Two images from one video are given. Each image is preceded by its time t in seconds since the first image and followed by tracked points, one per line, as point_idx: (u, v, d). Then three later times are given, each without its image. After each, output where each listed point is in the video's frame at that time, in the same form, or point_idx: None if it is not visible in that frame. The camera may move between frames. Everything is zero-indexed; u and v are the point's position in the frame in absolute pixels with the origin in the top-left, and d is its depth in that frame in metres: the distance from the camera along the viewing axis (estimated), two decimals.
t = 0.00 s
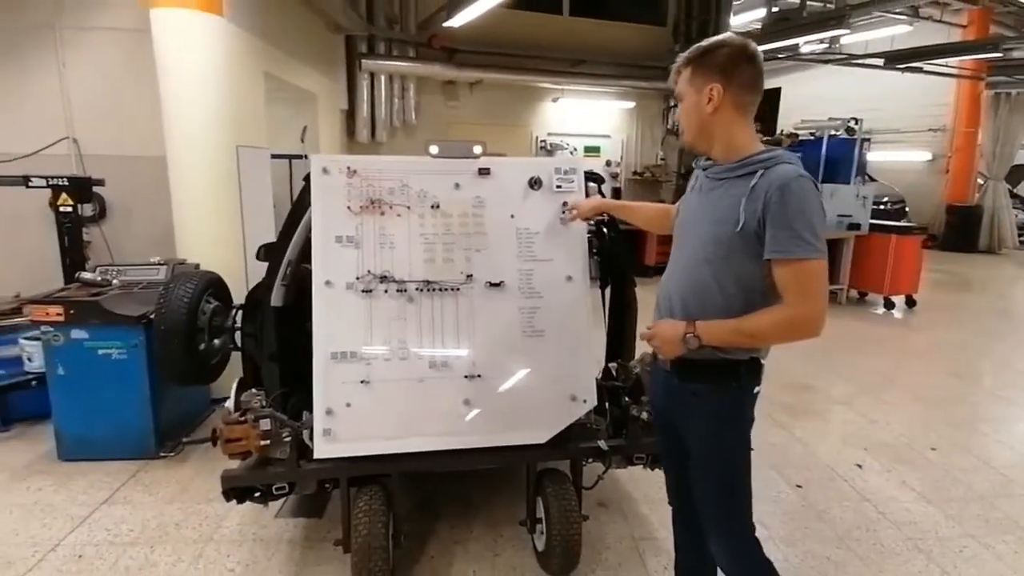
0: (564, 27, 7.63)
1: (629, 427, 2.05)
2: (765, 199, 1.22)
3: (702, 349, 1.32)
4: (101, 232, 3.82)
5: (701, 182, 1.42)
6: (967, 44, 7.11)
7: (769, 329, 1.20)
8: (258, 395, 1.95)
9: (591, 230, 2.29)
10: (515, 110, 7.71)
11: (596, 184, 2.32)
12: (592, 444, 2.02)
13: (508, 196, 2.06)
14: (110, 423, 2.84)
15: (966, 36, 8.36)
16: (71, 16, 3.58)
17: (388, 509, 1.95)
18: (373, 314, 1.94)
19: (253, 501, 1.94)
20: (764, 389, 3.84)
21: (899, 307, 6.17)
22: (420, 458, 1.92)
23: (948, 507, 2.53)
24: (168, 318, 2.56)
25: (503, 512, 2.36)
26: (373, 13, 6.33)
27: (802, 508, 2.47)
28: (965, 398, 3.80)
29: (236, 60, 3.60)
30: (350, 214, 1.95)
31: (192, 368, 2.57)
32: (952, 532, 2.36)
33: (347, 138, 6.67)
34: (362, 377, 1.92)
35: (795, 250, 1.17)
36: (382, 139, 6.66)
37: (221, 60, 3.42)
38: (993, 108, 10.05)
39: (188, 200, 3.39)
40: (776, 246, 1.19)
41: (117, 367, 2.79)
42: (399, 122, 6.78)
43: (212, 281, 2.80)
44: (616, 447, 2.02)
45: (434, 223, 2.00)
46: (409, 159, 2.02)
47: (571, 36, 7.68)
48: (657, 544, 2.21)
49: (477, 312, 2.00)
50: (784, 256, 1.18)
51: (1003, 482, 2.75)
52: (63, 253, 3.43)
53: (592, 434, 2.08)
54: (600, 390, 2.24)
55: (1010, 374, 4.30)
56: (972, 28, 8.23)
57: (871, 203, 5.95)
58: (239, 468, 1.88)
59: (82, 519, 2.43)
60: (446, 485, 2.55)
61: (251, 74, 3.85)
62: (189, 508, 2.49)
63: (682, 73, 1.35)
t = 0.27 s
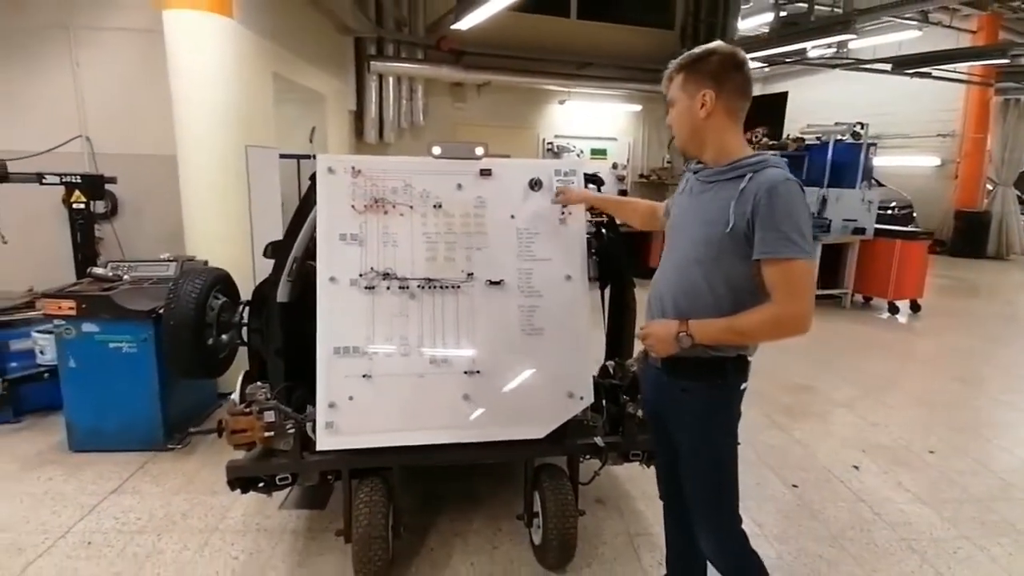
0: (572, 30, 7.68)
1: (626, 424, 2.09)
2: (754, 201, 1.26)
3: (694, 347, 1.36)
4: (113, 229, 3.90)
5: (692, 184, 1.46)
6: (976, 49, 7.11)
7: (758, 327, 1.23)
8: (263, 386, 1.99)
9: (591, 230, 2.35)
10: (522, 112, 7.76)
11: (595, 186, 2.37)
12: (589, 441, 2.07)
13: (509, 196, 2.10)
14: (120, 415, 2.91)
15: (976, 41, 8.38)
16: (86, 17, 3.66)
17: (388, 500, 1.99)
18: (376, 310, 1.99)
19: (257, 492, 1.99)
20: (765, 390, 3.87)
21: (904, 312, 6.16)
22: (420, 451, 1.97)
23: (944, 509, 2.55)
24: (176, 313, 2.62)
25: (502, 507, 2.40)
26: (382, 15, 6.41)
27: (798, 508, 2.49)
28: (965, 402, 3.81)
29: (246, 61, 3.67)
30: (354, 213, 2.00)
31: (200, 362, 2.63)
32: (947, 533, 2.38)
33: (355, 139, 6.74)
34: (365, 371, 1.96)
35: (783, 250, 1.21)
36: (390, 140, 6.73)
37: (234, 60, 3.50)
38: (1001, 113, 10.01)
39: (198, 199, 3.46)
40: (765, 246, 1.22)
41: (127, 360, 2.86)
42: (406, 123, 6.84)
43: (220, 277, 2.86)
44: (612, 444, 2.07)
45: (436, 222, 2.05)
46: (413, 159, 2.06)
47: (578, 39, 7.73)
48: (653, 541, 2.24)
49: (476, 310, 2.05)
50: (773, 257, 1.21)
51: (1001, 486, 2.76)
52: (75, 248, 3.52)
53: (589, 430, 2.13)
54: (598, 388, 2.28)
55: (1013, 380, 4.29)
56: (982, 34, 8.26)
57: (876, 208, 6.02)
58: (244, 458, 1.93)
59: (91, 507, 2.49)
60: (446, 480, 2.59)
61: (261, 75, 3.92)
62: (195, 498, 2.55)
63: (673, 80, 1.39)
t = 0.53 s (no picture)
0: (577, 32, 7.73)
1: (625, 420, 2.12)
2: (747, 200, 1.30)
3: (689, 341, 1.39)
4: (125, 230, 3.99)
5: (683, 183, 1.50)
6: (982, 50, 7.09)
7: (753, 321, 1.27)
8: (270, 380, 2.05)
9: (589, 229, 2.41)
10: (527, 114, 7.81)
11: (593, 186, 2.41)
12: (588, 436, 2.11)
13: (509, 196, 2.15)
14: (132, 411, 2.99)
15: (983, 41, 8.34)
16: (99, 23, 3.75)
17: (391, 493, 2.03)
18: (379, 307, 2.05)
19: (265, 483, 2.05)
20: (766, 389, 3.90)
21: (909, 312, 6.15)
22: (422, 444, 2.02)
23: (942, 505, 2.57)
24: (186, 311, 2.69)
25: (503, 500, 2.45)
26: (389, 18, 6.48)
27: (796, 504, 2.52)
28: (968, 401, 3.81)
29: (255, 66, 3.75)
30: (358, 212, 2.06)
31: (209, 358, 2.70)
32: (944, 529, 2.40)
33: (362, 140, 6.82)
34: (368, 366, 2.02)
35: (776, 247, 1.25)
36: (396, 141, 6.80)
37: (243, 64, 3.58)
38: (1010, 113, 9.96)
39: (208, 201, 3.54)
40: (759, 244, 1.26)
41: (139, 357, 2.93)
42: (412, 125, 6.91)
43: (228, 277, 2.93)
44: (611, 438, 2.10)
45: (437, 221, 2.10)
46: (415, 160, 2.12)
47: (583, 40, 7.77)
48: (651, 534, 2.27)
49: (477, 307, 2.10)
50: (766, 254, 1.26)
51: (1000, 484, 2.78)
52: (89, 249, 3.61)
53: (587, 425, 2.17)
54: (598, 384, 2.33)
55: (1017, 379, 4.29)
56: (988, 34, 8.23)
57: (881, 208, 6.06)
58: (252, 451, 1.99)
59: (104, 499, 2.56)
60: (448, 475, 2.64)
61: (269, 78, 3.99)
62: (205, 491, 2.61)
63: (666, 83, 1.41)
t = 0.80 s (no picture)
0: (583, 34, 7.78)
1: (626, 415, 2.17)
2: (743, 200, 1.33)
3: (688, 337, 1.43)
4: (138, 232, 4.08)
5: (679, 183, 1.53)
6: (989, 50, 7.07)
7: (751, 317, 1.31)
8: (279, 375, 2.11)
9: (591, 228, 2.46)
10: (534, 116, 7.86)
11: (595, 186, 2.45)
12: (590, 431, 2.15)
13: (512, 196, 2.20)
14: (146, 407, 3.07)
15: (991, 42, 8.32)
16: (113, 30, 3.84)
17: (397, 486, 2.08)
18: (385, 304, 2.10)
19: (275, 476, 2.10)
20: (770, 388, 3.92)
21: (916, 312, 6.14)
22: (427, 438, 2.07)
23: (943, 502, 2.59)
24: (198, 310, 2.76)
25: (507, 495, 2.49)
26: (396, 23, 6.55)
27: (797, 500, 2.54)
28: (972, 401, 3.81)
29: (265, 70, 3.82)
30: (365, 212, 2.12)
31: (220, 356, 2.76)
32: (944, 525, 2.42)
33: (370, 143, 6.89)
34: (375, 362, 2.07)
35: (772, 245, 1.29)
36: (403, 144, 6.87)
37: (253, 69, 3.66)
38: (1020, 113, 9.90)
39: (219, 202, 3.62)
40: (755, 241, 1.30)
41: (152, 355, 3.01)
42: (419, 127, 6.98)
43: (239, 276, 3.00)
44: (611, 434, 2.15)
45: (442, 221, 2.16)
46: (420, 162, 2.17)
47: (589, 43, 7.82)
48: (652, 529, 2.31)
49: (481, 304, 2.15)
50: (763, 252, 1.30)
51: (1002, 481, 2.79)
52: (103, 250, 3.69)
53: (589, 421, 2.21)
54: (600, 380, 2.37)
55: None
56: (995, 35, 8.20)
57: (888, 208, 6.09)
58: (262, 444, 2.05)
59: (119, 493, 2.63)
60: (454, 470, 2.69)
61: (279, 83, 4.07)
62: (216, 486, 2.68)
63: (661, 87, 1.45)
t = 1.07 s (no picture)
0: (582, 31, 7.81)
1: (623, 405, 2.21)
2: (729, 192, 1.38)
3: (679, 325, 1.48)
4: (142, 231, 4.13)
5: (669, 177, 1.58)
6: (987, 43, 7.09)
7: (738, 305, 1.36)
8: (283, 368, 2.17)
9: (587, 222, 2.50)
10: (533, 113, 7.89)
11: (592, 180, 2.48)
12: (588, 420, 2.20)
13: (510, 191, 2.24)
14: (153, 402, 3.12)
15: (990, 35, 8.34)
16: (116, 30, 3.89)
17: (400, 476, 2.13)
18: (386, 298, 2.14)
19: (280, 467, 2.15)
20: (768, 380, 3.96)
21: (915, 305, 6.17)
22: (429, 428, 2.12)
23: (936, 488, 2.62)
24: (203, 306, 2.81)
25: (508, 484, 2.54)
26: (395, 21, 6.58)
27: (793, 488, 2.58)
28: (969, 391, 3.85)
29: (266, 69, 3.86)
30: (365, 209, 2.16)
31: (224, 350, 2.81)
32: (937, 511, 2.45)
33: (371, 141, 6.92)
34: (376, 354, 2.12)
35: (757, 235, 1.33)
36: (404, 141, 6.90)
37: (254, 68, 3.70)
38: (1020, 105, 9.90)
39: (222, 201, 3.66)
40: (741, 232, 1.35)
41: (157, 351, 3.06)
42: (420, 125, 7.02)
43: (243, 273, 3.04)
44: (609, 423, 2.19)
45: (441, 216, 2.20)
46: (419, 158, 2.21)
47: (588, 39, 7.85)
48: (650, 516, 2.35)
49: (480, 297, 2.19)
50: (748, 241, 1.34)
51: (996, 468, 2.82)
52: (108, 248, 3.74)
53: (587, 410, 2.26)
54: (597, 372, 2.41)
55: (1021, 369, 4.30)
56: (996, 27, 8.23)
57: (885, 202, 6.14)
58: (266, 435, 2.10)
59: (127, 485, 2.68)
60: (456, 461, 2.74)
61: (280, 82, 4.11)
62: (222, 478, 2.73)
63: (649, 84, 1.49)
